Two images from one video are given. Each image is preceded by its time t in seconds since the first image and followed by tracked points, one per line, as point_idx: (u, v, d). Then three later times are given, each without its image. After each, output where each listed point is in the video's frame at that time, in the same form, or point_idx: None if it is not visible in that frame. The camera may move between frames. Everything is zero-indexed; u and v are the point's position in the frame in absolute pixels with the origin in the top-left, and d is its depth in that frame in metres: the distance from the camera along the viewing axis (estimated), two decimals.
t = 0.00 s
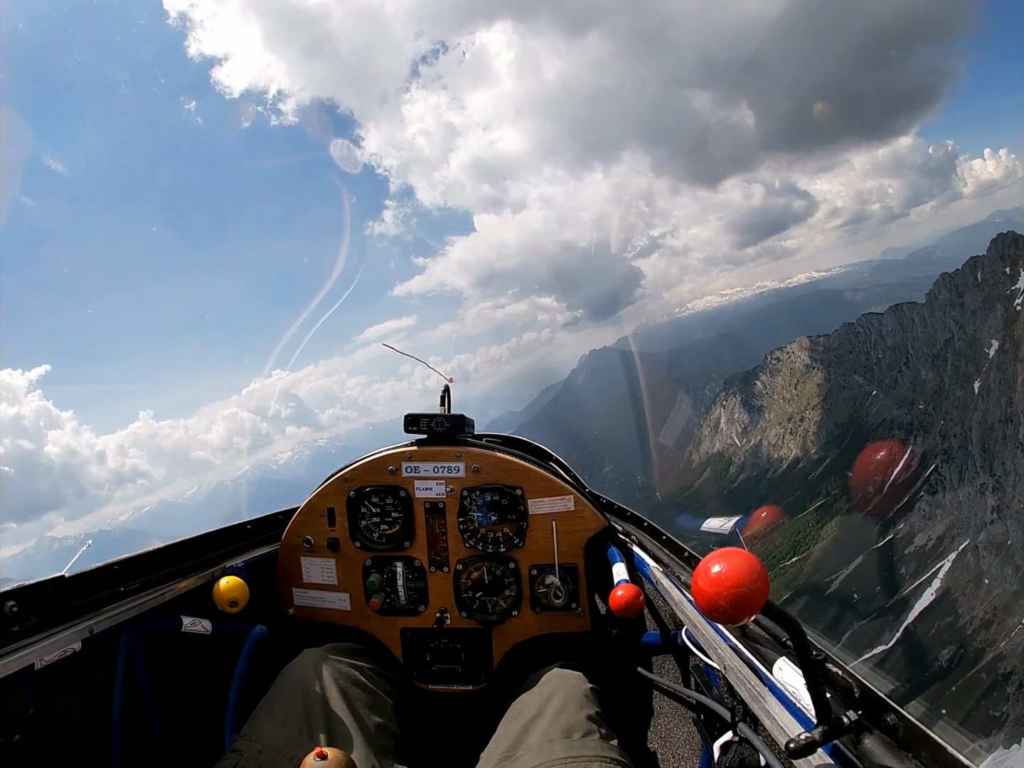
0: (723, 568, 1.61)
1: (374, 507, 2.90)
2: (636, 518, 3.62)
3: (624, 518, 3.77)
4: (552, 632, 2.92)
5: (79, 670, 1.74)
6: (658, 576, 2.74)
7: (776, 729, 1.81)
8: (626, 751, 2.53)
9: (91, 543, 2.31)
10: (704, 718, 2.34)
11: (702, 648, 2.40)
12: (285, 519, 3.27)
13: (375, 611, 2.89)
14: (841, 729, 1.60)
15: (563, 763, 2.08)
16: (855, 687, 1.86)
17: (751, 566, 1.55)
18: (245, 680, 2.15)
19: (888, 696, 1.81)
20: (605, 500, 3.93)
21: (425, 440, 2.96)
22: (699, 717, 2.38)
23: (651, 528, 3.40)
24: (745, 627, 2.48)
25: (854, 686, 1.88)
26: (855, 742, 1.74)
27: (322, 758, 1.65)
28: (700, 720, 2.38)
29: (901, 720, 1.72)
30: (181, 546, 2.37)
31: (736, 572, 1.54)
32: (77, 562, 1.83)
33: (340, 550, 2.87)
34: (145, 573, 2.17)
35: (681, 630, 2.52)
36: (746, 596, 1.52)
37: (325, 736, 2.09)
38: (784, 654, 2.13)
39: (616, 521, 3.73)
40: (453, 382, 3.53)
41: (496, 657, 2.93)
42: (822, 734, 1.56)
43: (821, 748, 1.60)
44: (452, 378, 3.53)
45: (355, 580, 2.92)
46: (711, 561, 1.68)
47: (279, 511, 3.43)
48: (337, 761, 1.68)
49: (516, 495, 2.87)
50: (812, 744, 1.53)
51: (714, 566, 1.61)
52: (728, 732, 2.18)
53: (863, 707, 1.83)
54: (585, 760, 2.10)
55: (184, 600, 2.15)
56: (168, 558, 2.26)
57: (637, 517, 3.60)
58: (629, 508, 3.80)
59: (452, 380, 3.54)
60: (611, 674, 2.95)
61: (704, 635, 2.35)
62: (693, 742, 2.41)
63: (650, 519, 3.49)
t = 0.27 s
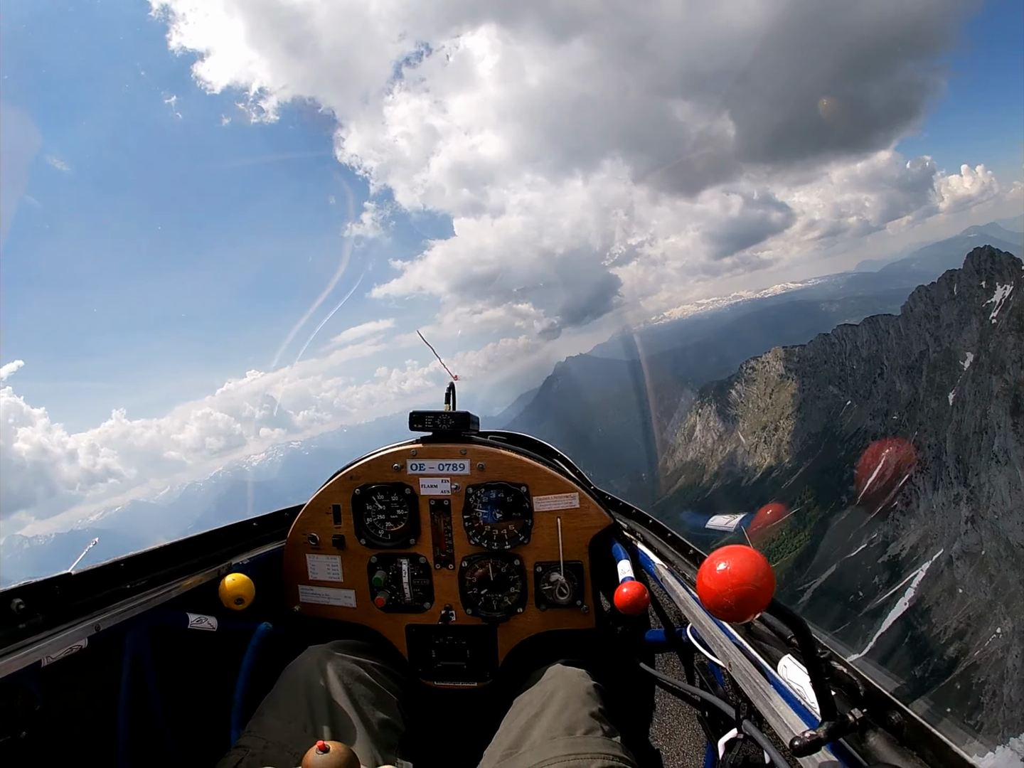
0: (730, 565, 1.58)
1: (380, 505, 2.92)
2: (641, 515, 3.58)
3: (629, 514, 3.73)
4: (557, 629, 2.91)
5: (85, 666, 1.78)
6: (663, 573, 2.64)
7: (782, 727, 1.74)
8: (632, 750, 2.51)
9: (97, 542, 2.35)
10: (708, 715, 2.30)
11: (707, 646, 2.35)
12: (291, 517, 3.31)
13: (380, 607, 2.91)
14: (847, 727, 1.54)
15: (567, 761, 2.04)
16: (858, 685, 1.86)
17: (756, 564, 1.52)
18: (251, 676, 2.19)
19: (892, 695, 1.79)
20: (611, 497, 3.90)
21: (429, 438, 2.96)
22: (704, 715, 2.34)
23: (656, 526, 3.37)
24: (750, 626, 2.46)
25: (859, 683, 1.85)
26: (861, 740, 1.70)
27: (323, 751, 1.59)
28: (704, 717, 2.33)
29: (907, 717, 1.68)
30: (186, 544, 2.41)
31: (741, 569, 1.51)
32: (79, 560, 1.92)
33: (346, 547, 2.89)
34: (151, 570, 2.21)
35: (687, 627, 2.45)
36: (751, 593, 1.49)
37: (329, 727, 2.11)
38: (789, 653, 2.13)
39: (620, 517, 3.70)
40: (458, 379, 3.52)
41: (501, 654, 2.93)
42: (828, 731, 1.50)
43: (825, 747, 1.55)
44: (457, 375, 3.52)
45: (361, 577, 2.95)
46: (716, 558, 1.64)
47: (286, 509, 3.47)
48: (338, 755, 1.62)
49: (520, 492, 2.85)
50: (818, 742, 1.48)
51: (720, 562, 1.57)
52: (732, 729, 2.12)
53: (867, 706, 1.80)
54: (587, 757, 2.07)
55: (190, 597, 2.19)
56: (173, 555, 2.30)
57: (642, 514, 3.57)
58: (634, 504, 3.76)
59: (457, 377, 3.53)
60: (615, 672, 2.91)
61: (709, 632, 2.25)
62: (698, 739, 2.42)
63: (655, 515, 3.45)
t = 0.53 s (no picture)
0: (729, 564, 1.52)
1: (380, 502, 2.93)
2: (640, 513, 3.52)
3: (628, 513, 3.69)
4: (557, 629, 2.90)
5: (86, 664, 1.84)
6: (663, 571, 2.61)
7: (781, 727, 1.70)
8: (630, 748, 2.47)
9: (99, 540, 2.42)
10: (707, 715, 2.26)
11: (707, 645, 2.29)
12: (291, 515, 3.35)
13: (380, 605, 2.93)
14: (846, 727, 1.49)
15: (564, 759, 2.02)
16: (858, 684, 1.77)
17: (755, 565, 1.45)
18: (251, 673, 2.24)
19: (892, 695, 1.72)
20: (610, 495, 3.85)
21: (429, 435, 2.97)
22: (703, 715, 2.29)
23: (655, 524, 3.31)
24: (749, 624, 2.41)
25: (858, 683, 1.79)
26: (859, 740, 1.62)
27: (312, 744, 1.41)
28: (704, 717, 2.30)
29: (906, 717, 1.62)
30: (187, 542, 2.47)
31: (741, 568, 1.44)
32: (78, 558, 1.98)
33: (346, 545, 2.92)
34: (152, 568, 2.27)
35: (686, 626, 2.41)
36: (750, 593, 1.42)
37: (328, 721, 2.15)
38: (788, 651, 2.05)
39: (620, 516, 3.65)
40: (458, 378, 3.52)
41: (501, 652, 2.93)
42: (828, 730, 1.45)
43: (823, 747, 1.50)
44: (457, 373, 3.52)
45: (360, 574, 2.97)
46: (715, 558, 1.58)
47: (285, 508, 3.50)
48: (330, 748, 1.46)
49: (520, 491, 2.85)
50: (817, 741, 1.43)
51: (720, 561, 1.50)
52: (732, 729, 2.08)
53: (867, 706, 1.73)
54: (584, 756, 2.04)
55: (190, 595, 2.25)
56: (174, 553, 2.36)
57: (641, 513, 3.51)
58: (633, 503, 3.71)
59: (457, 376, 3.52)
60: (616, 672, 2.89)
61: (708, 630, 2.22)
62: (697, 736, 2.32)
63: (655, 514, 3.40)
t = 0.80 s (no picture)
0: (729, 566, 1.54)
1: (380, 503, 2.93)
2: (640, 514, 3.52)
3: (629, 513, 3.68)
4: (557, 630, 2.90)
5: (86, 666, 1.83)
6: (663, 572, 2.62)
7: (781, 727, 1.71)
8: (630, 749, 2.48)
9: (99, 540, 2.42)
10: (708, 716, 2.26)
11: (707, 646, 2.29)
12: (291, 516, 3.35)
13: (380, 606, 2.93)
14: (846, 727, 1.50)
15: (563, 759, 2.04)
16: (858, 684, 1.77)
17: (756, 566, 1.47)
18: (251, 674, 2.24)
19: (893, 695, 1.72)
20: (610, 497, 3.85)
21: (430, 436, 2.97)
22: (704, 715, 2.29)
23: (655, 525, 3.30)
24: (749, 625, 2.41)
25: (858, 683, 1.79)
26: (860, 741, 1.62)
27: (311, 741, 1.44)
28: (704, 718, 2.30)
29: (906, 717, 1.63)
30: (187, 544, 2.47)
31: (742, 569, 1.46)
32: (78, 559, 1.99)
33: (346, 547, 2.92)
34: (152, 569, 2.28)
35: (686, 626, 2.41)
36: (751, 594, 1.44)
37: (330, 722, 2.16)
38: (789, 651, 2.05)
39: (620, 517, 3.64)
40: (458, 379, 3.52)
41: (501, 653, 2.93)
42: (829, 731, 1.46)
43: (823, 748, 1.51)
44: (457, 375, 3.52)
45: (360, 576, 2.98)
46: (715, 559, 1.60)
47: (285, 509, 3.50)
48: (329, 746, 1.46)
49: (520, 492, 2.86)
50: (817, 742, 1.44)
51: (721, 561, 1.52)
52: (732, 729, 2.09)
53: (867, 705, 1.74)
54: (584, 757, 2.04)
55: (190, 596, 2.25)
56: (174, 554, 2.36)
57: (641, 514, 3.50)
58: (633, 503, 3.71)
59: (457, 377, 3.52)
60: (616, 672, 2.89)
61: (709, 631, 2.23)
62: (697, 739, 2.32)
63: (655, 514, 3.39)
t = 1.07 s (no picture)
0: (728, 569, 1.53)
1: (378, 507, 2.93)
2: (640, 518, 3.53)
3: (628, 518, 3.70)
4: (556, 633, 2.91)
5: (84, 668, 1.81)
6: (661, 575, 2.67)
7: (781, 732, 1.71)
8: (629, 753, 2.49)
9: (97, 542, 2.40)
10: (706, 720, 2.27)
11: (706, 650, 2.30)
12: (290, 519, 3.34)
13: (378, 610, 2.92)
14: (843, 730, 1.53)
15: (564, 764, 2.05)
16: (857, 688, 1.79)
17: (756, 571, 1.46)
18: (250, 677, 2.21)
19: (892, 699, 1.75)
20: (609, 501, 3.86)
21: (429, 439, 2.97)
22: (703, 720, 2.29)
23: (654, 529, 3.31)
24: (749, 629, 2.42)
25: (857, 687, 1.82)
26: (859, 743, 1.62)
27: (339, 751, 1.67)
28: (703, 722, 2.30)
29: (906, 722, 1.65)
30: (185, 546, 2.45)
31: (742, 573, 1.46)
32: (77, 561, 1.96)
33: (345, 550, 2.90)
34: (150, 572, 2.25)
35: (684, 631, 2.43)
36: (750, 598, 1.44)
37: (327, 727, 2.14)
38: (788, 655, 2.07)
39: (620, 521, 3.66)
40: (457, 382, 3.53)
41: (500, 657, 2.93)
42: (826, 735, 1.50)
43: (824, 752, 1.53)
44: (456, 379, 3.53)
45: (359, 579, 2.96)
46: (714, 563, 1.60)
47: (284, 512, 3.49)
48: (354, 756, 1.69)
49: (520, 496, 2.86)
50: (816, 745, 1.46)
51: (718, 564, 1.52)
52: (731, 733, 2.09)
53: (867, 708, 1.75)
54: (584, 759, 2.04)
55: (188, 599, 2.22)
56: (172, 557, 2.34)
57: (641, 518, 3.52)
58: (633, 508, 3.73)
59: (456, 380, 3.53)
60: (615, 675, 2.90)
61: (708, 635, 2.24)
62: (696, 743, 2.32)
63: (654, 518, 3.41)
